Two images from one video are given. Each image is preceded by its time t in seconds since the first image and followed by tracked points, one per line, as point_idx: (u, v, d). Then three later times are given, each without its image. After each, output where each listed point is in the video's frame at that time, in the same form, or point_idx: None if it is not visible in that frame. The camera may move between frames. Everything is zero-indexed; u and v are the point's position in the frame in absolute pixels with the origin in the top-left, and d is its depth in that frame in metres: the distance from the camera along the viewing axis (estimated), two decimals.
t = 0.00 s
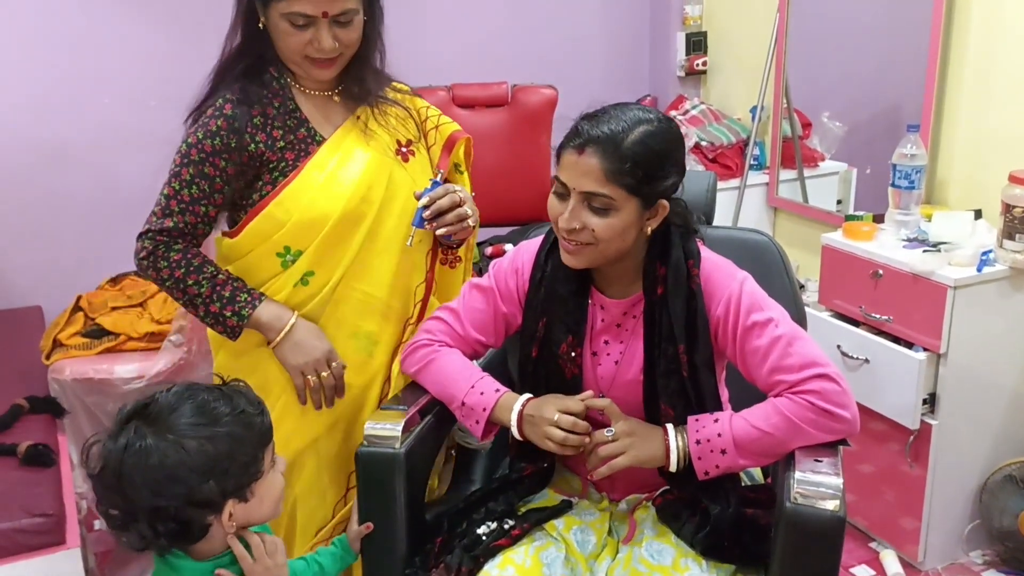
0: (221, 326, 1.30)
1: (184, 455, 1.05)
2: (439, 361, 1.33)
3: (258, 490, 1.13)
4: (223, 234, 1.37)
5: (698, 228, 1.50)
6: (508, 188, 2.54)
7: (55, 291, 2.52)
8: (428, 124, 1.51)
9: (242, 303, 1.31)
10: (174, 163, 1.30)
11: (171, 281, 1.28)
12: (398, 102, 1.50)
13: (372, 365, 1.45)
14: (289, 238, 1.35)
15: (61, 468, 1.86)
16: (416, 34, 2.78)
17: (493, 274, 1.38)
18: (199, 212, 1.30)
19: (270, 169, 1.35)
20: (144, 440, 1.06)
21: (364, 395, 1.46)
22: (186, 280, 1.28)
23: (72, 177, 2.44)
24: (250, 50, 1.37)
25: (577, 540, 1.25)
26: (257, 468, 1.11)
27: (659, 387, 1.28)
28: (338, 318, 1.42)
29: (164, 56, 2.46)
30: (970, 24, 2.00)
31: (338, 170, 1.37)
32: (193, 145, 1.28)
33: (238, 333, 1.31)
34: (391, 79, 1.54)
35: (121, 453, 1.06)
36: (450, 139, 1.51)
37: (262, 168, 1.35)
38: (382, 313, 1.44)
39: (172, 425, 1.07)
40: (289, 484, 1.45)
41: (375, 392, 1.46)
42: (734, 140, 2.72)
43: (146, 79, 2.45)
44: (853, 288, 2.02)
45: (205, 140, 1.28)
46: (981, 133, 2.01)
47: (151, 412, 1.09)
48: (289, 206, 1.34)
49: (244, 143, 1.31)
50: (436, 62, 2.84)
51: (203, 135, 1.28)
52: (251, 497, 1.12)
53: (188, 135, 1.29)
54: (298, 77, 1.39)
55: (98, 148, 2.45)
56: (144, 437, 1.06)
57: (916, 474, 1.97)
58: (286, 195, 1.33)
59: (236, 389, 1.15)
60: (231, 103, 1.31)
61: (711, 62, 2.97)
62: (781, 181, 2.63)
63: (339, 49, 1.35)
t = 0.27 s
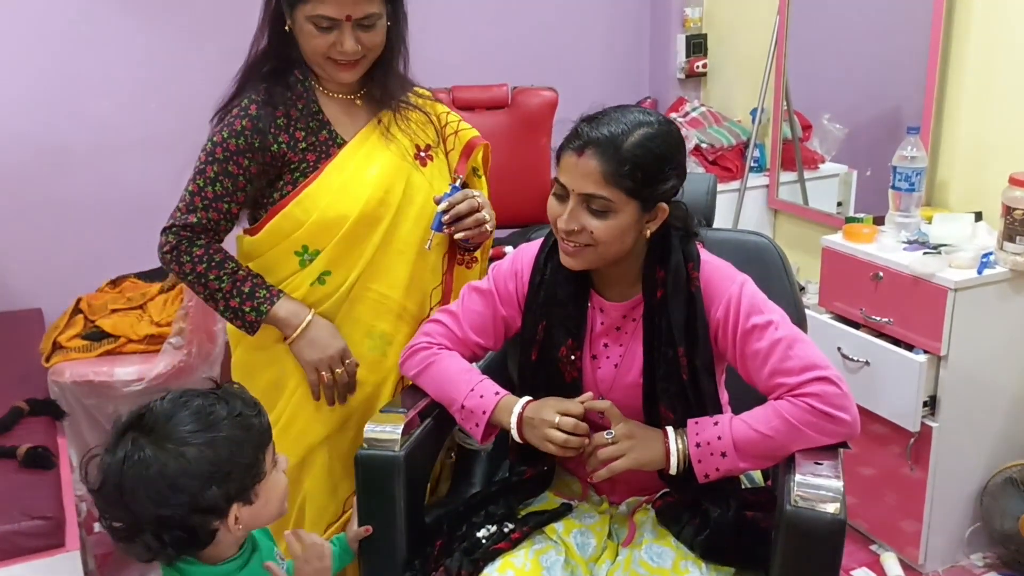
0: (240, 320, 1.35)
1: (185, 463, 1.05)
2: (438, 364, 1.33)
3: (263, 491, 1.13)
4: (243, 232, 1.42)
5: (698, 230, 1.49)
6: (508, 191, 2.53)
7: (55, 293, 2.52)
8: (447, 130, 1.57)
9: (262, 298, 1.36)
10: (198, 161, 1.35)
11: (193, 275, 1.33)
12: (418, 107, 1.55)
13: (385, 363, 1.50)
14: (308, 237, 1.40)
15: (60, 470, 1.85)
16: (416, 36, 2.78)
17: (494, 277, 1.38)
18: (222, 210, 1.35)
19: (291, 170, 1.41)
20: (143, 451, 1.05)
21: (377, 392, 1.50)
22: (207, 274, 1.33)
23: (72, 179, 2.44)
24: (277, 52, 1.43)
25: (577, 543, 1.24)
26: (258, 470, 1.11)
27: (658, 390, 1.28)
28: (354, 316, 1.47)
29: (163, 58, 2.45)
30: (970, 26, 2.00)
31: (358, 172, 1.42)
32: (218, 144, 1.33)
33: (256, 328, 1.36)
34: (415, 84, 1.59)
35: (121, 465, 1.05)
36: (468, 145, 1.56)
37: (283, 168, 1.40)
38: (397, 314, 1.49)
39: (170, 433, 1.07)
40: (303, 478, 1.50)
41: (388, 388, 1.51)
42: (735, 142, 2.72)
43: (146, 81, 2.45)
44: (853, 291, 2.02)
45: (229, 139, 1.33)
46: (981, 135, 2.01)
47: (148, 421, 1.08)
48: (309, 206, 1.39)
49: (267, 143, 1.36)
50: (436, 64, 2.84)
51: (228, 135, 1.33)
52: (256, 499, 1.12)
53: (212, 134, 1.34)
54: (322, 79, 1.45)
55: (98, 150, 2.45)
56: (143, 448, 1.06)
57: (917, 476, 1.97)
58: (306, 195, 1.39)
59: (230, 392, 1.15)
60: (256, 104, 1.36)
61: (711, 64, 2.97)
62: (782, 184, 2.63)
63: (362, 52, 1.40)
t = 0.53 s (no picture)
0: (249, 313, 1.36)
1: (189, 466, 1.04)
2: (438, 365, 1.32)
3: (266, 494, 1.12)
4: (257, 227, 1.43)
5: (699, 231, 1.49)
6: (509, 193, 2.52)
7: (55, 294, 2.52)
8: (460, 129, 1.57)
9: (271, 292, 1.37)
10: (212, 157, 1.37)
11: (204, 269, 1.35)
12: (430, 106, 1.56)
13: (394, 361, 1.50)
14: (316, 233, 1.41)
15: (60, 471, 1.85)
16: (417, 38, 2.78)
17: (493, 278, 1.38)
18: (234, 204, 1.37)
19: (303, 166, 1.42)
20: (147, 454, 1.04)
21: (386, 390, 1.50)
22: (217, 268, 1.35)
23: (72, 180, 2.44)
24: (291, 50, 1.44)
25: (578, 544, 1.24)
26: (263, 472, 1.10)
27: (659, 392, 1.28)
28: (364, 313, 1.47)
29: (163, 59, 2.45)
30: (970, 27, 2.00)
31: (368, 169, 1.43)
32: (231, 140, 1.35)
33: (265, 321, 1.37)
34: (428, 85, 1.60)
35: (125, 470, 1.04)
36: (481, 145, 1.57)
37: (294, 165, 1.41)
38: (406, 311, 1.49)
39: (175, 436, 1.05)
40: (312, 473, 1.51)
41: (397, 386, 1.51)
42: (735, 143, 2.71)
43: (146, 83, 2.45)
44: (853, 292, 2.01)
45: (242, 136, 1.35)
46: (982, 136, 2.01)
47: (152, 424, 1.06)
48: (319, 202, 1.40)
49: (279, 140, 1.38)
50: (436, 65, 2.84)
51: (241, 131, 1.35)
52: (260, 501, 1.11)
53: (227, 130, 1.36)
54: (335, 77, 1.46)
55: (98, 151, 2.45)
56: (147, 451, 1.04)
57: (917, 478, 1.97)
58: (315, 192, 1.40)
59: (233, 393, 1.13)
60: (269, 101, 1.37)
61: (711, 66, 2.97)
62: (782, 185, 2.63)
63: (373, 51, 1.40)
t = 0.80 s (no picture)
0: (252, 310, 1.36)
1: (198, 461, 1.03)
2: (438, 367, 1.32)
3: (272, 494, 1.11)
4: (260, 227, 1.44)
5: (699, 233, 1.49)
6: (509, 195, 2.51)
7: (55, 296, 2.52)
8: (464, 131, 1.57)
9: (274, 289, 1.37)
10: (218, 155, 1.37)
11: (208, 266, 1.34)
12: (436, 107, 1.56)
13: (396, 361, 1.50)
14: (320, 231, 1.41)
15: (60, 473, 1.85)
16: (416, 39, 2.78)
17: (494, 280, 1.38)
18: (239, 202, 1.37)
19: (308, 164, 1.42)
20: (157, 448, 1.03)
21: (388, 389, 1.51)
22: (221, 265, 1.34)
23: (72, 182, 2.44)
24: (297, 50, 1.44)
25: (579, 547, 1.24)
26: (270, 470, 1.09)
27: (659, 394, 1.28)
28: (367, 311, 1.47)
29: (163, 62, 2.45)
30: (970, 30, 2.01)
31: (373, 167, 1.43)
32: (237, 138, 1.35)
33: (268, 319, 1.37)
34: (433, 87, 1.60)
35: (134, 463, 1.03)
36: (484, 146, 1.57)
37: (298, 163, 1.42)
38: (408, 309, 1.49)
39: (184, 431, 1.04)
40: (313, 471, 1.51)
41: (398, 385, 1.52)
42: (735, 145, 2.71)
43: (146, 84, 2.45)
44: (853, 294, 2.01)
45: (247, 134, 1.35)
46: (982, 138, 2.01)
47: (161, 420, 1.05)
48: (323, 199, 1.40)
49: (284, 138, 1.38)
50: (436, 66, 2.84)
51: (247, 129, 1.35)
52: (265, 501, 1.10)
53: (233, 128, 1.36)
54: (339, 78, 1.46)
55: (99, 153, 2.45)
56: (157, 446, 1.03)
57: (917, 480, 1.97)
58: (319, 189, 1.40)
59: (242, 393, 1.12)
60: (275, 100, 1.38)
61: (711, 67, 2.97)
62: (782, 187, 2.63)
63: (378, 52, 1.40)
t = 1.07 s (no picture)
0: (255, 312, 1.36)
1: (208, 460, 1.02)
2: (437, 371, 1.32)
3: (279, 490, 1.11)
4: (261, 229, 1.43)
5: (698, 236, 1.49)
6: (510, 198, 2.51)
7: (56, 299, 2.52)
8: (467, 134, 1.57)
9: (276, 291, 1.36)
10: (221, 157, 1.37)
11: (211, 269, 1.34)
12: (439, 110, 1.57)
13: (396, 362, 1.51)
14: (322, 233, 1.42)
15: (60, 477, 1.85)
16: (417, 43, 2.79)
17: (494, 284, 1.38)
18: (242, 204, 1.37)
19: (312, 166, 1.43)
20: (167, 448, 1.02)
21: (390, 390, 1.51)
22: (224, 267, 1.34)
23: (72, 185, 2.44)
24: (300, 54, 1.44)
25: (579, 551, 1.24)
26: (276, 467, 1.09)
27: (658, 398, 1.28)
28: (370, 313, 1.47)
29: (164, 66, 2.45)
30: (970, 34, 2.01)
31: (376, 169, 1.44)
32: (240, 140, 1.35)
33: (270, 321, 1.37)
34: (436, 90, 1.60)
35: (144, 464, 1.02)
36: (487, 149, 1.57)
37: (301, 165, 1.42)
38: (411, 311, 1.49)
39: (192, 430, 1.03)
40: (315, 474, 1.50)
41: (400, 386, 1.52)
42: (735, 148, 2.71)
43: (147, 88, 2.45)
44: (854, 297, 2.01)
45: (250, 136, 1.35)
46: (982, 142, 2.01)
47: (169, 420, 1.05)
48: (326, 200, 1.41)
49: (287, 140, 1.38)
50: (436, 70, 2.84)
51: (250, 131, 1.35)
52: (273, 497, 1.09)
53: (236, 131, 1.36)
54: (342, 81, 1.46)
55: (99, 156, 2.45)
56: (167, 445, 1.02)
57: (917, 483, 1.96)
58: (322, 191, 1.40)
59: (245, 392, 1.12)
60: (278, 102, 1.38)
61: (711, 71, 2.98)
62: (782, 190, 2.63)
63: (381, 56, 1.41)
